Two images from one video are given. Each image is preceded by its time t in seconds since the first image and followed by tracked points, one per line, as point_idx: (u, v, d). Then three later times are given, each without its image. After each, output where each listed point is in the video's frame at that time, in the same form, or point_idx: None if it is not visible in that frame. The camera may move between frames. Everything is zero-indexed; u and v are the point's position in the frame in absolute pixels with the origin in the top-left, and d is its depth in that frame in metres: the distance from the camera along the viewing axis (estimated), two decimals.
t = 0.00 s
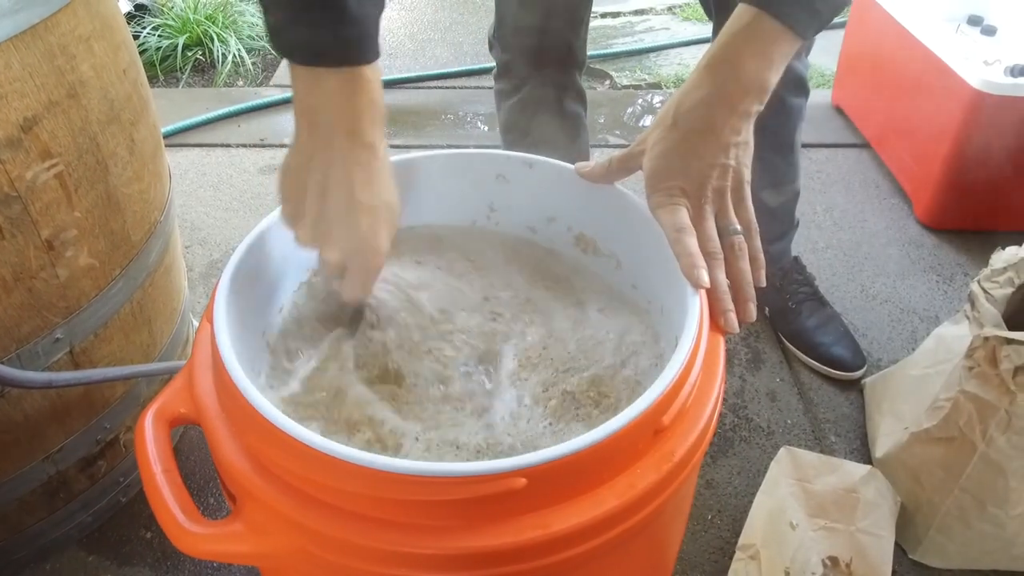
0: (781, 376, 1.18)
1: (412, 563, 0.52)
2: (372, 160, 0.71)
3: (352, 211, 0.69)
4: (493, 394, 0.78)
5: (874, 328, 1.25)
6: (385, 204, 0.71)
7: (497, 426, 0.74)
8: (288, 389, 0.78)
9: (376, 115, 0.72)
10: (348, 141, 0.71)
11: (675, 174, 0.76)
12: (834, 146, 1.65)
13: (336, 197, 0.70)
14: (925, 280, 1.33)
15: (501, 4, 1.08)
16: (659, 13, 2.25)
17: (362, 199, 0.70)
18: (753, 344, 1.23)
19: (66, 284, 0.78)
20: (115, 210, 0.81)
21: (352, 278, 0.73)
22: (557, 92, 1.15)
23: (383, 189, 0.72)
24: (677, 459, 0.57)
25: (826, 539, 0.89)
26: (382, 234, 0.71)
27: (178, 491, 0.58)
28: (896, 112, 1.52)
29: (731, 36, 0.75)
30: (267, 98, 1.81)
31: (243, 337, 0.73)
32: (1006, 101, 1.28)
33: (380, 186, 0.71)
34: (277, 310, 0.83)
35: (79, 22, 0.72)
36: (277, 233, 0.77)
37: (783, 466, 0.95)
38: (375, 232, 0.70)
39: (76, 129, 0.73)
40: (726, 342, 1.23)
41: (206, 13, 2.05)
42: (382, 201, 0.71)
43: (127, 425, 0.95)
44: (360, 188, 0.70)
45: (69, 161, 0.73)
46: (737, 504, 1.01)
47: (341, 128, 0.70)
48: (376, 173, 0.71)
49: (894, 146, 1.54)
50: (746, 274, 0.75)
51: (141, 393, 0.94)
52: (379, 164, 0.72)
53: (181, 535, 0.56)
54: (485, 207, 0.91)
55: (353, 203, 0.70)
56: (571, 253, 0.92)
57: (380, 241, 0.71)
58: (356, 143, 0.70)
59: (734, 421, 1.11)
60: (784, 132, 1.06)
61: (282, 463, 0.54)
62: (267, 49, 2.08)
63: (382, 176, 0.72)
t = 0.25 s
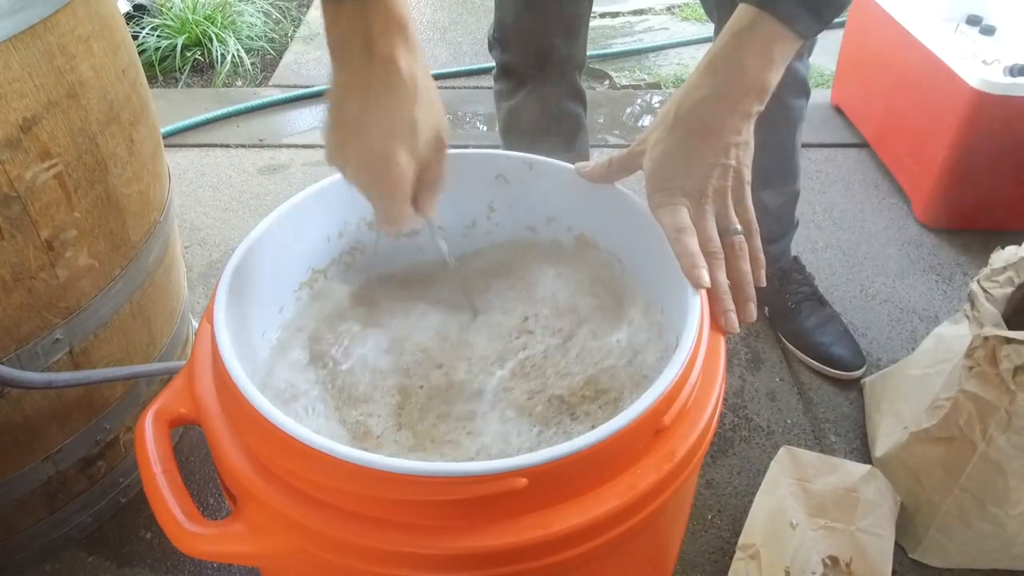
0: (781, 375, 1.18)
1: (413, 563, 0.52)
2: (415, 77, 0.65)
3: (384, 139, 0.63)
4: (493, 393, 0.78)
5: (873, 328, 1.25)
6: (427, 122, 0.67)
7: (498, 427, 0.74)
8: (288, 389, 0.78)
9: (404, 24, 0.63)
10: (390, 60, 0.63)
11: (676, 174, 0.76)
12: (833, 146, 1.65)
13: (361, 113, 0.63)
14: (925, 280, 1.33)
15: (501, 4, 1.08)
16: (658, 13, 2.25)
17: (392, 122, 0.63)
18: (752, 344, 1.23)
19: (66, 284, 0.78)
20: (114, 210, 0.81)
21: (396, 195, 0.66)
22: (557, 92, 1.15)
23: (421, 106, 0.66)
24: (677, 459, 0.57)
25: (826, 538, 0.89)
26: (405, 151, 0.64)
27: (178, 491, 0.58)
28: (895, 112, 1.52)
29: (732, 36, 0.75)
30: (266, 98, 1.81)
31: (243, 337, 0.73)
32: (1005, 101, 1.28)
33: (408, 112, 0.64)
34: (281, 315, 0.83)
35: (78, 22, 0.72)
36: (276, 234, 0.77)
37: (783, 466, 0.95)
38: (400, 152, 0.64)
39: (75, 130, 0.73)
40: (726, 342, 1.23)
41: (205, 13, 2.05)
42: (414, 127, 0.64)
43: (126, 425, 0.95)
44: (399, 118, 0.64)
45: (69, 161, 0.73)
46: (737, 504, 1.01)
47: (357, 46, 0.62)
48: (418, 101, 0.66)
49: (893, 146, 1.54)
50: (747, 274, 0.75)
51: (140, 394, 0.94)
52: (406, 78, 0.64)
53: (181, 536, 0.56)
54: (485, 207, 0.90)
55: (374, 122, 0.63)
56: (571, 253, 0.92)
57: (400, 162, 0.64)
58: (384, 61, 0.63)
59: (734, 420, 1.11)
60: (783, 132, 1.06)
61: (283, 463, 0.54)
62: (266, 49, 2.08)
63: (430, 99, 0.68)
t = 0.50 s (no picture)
0: (781, 375, 1.18)
1: (414, 564, 0.52)
2: None
3: None
4: (493, 394, 0.78)
5: (873, 327, 1.25)
6: None
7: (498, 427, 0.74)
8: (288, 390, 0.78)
9: None
10: None
11: (675, 174, 0.76)
12: (832, 146, 1.65)
13: None
14: (925, 280, 1.33)
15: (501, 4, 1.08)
16: (658, 13, 2.25)
17: None
18: (752, 344, 1.23)
19: (65, 285, 0.78)
20: (114, 211, 0.80)
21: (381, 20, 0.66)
22: (557, 92, 1.15)
23: None
24: (678, 459, 0.57)
25: (826, 539, 0.89)
26: None
27: (179, 492, 0.58)
28: (894, 112, 1.52)
29: (732, 35, 0.75)
30: (265, 99, 1.81)
31: (243, 338, 0.73)
32: (1005, 101, 1.28)
33: None
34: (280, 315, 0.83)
35: (78, 22, 0.72)
36: (277, 235, 0.77)
37: (782, 466, 0.95)
38: None
39: (75, 130, 0.73)
40: (726, 342, 1.23)
41: (204, 13, 2.05)
42: None
43: (126, 426, 0.95)
44: None
45: (68, 162, 0.73)
46: (737, 504, 1.01)
47: None
48: None
49: (893, 146, 1.54)
50: (747, 274, 0.75)
51: (140, 394, 0.94)
52: None
53: (182, 537, 0.56)
54: (486, 205, 0.90)
55: None
56: (571, 253, 0.92)
57: None
58: None
59: (734, 420, 1.11)
60: (783, 132, 1.06)
61: (284, 464, 0.54)
62: (265, 49, 2.08)
63: None
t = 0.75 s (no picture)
0: (778, 376, 1.18)
1: (411, 568, 0.52)
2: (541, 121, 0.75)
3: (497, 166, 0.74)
4: (491, 396, 0.78)
5: (871, 329, 1.25)
6: (542, 136, 0.75)
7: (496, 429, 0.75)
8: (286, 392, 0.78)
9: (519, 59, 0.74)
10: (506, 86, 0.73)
11: (672, 176, 0.75)
12: (831, 146, 1.65)
13: (496, 152, 0.74)
14: (923, 281, 1.33)
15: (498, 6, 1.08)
16: (656, 14, 2.25)
17: (518, 147, 0.73)
18: (750, 345, 1.23)
19: (63, 288, 0.78)
20: (111, 213, 0.80)
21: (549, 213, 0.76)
22: (554, 94, 1.15)
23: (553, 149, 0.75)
24: (674, 463, 0.57)
25: (824, 540, 0.89)
26: (532, 178, 0.73)
27: (175, 496, 0.58)
28: (892, 113, 1.52)
29: (729, 38, 0.74)
30: (264, 100, 1.81)
31: (239, 341, 0.73)
32: (1002, 102, 1.28)
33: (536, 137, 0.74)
34: (276, 318, 0.83)
35: (75, 25, 0.72)
36: (274, 238, 0.76)
37: (781, 468, 0.95)
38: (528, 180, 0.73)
39: (72, 132, 0.73)
40: (724, 343, 1.23)
41: (202, 14, 2.05)
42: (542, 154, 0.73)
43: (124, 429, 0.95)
44: (519, 135, 0.73)
45: (65, 165, 0.73)
46: (735, 505, 1.01)
47: (493, 71, 0.72)
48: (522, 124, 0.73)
49: (891, 147, 1.54)
50: (743, 276, 0.75)
51: (138, 397, 0.94)
52: (527, 118, 0.74)
53: (179, 541, 0.56)
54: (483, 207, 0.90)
55: (493, 155, 0.74)
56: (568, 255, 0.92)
57: (528, 190, 0.73)
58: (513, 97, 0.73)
59: (732, 422, 1.11)
60: (781, 133, 1.06)
61: (279, 468, 0.54)
62: (264, 50, 2.08)
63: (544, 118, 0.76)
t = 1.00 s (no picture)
0: (776, 376, 1.18)
1: (407, 567, 0.52)
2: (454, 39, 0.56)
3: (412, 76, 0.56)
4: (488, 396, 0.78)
5: (869, 328, 1.25)
6: (473, 51, 0.59)
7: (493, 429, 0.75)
8: (283, 392, 0.78)
9: None
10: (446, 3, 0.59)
11: (669, 176, 0.75)
12: (829, 146, 1.65)
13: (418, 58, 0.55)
14: (920, 281, 1.33)
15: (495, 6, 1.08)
16: (654, 14, 2.25)
17: (439, 53, 0.55)
18: (748, 344, 1.23)
19: (60, 288, 0.78)
20: (108, 213, 0.80)
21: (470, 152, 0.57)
22: (552, 94, 1.15)
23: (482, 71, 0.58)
24: (670, 462, 0.57)
25: (822, 540, 0.89)
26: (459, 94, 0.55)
27: (172, 496, 0.58)
28: (890, 113, 1.52)
29: (726, 38, 0.75)
30: (262, 100, 1.81)
31: (235, 341, 0.73)
32: (999, 101, 1.28)
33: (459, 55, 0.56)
34: (273, 318, 0.83)
35: (71, 25, 0.72)
36: (270, 238, 0.76)
37: (778, 467, 0.95)
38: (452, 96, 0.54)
39: (69, 133, 0.73)
40: (721, 343, 1.23)
41: (200, 15, 2.05)
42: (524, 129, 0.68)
43: (121, 429, 0.94)
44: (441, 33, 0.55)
45: (62, 165, 0.73)
46: (733, 505, 1.01)
47: None
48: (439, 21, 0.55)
49: (888, 147, 1.54)
50: (739, 276, 0.75)
51: (135, 397, 0.94)
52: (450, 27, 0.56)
53: (175, 541, 0.56)
54: (480, 207, 0.90)
55: (418, 65, 0.55)
56: (565, 255, 0.92)
57: (455, 106, 0.55)
58: None
59: (729, 421, 1.11)
60: (778, 133, 1.06)
61: (275, 468, 0.54)
62: (262, 50, 2.08)
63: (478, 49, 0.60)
